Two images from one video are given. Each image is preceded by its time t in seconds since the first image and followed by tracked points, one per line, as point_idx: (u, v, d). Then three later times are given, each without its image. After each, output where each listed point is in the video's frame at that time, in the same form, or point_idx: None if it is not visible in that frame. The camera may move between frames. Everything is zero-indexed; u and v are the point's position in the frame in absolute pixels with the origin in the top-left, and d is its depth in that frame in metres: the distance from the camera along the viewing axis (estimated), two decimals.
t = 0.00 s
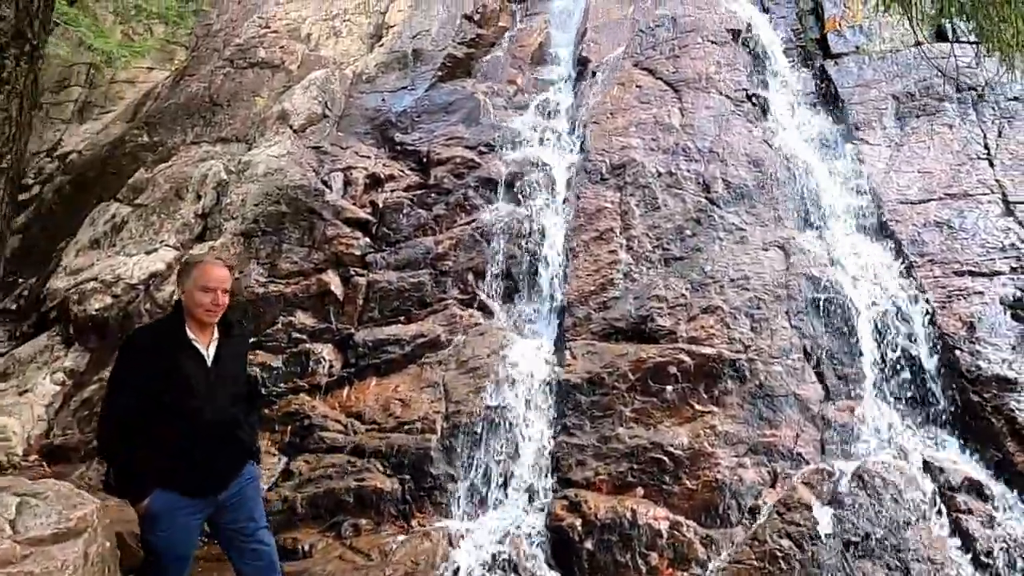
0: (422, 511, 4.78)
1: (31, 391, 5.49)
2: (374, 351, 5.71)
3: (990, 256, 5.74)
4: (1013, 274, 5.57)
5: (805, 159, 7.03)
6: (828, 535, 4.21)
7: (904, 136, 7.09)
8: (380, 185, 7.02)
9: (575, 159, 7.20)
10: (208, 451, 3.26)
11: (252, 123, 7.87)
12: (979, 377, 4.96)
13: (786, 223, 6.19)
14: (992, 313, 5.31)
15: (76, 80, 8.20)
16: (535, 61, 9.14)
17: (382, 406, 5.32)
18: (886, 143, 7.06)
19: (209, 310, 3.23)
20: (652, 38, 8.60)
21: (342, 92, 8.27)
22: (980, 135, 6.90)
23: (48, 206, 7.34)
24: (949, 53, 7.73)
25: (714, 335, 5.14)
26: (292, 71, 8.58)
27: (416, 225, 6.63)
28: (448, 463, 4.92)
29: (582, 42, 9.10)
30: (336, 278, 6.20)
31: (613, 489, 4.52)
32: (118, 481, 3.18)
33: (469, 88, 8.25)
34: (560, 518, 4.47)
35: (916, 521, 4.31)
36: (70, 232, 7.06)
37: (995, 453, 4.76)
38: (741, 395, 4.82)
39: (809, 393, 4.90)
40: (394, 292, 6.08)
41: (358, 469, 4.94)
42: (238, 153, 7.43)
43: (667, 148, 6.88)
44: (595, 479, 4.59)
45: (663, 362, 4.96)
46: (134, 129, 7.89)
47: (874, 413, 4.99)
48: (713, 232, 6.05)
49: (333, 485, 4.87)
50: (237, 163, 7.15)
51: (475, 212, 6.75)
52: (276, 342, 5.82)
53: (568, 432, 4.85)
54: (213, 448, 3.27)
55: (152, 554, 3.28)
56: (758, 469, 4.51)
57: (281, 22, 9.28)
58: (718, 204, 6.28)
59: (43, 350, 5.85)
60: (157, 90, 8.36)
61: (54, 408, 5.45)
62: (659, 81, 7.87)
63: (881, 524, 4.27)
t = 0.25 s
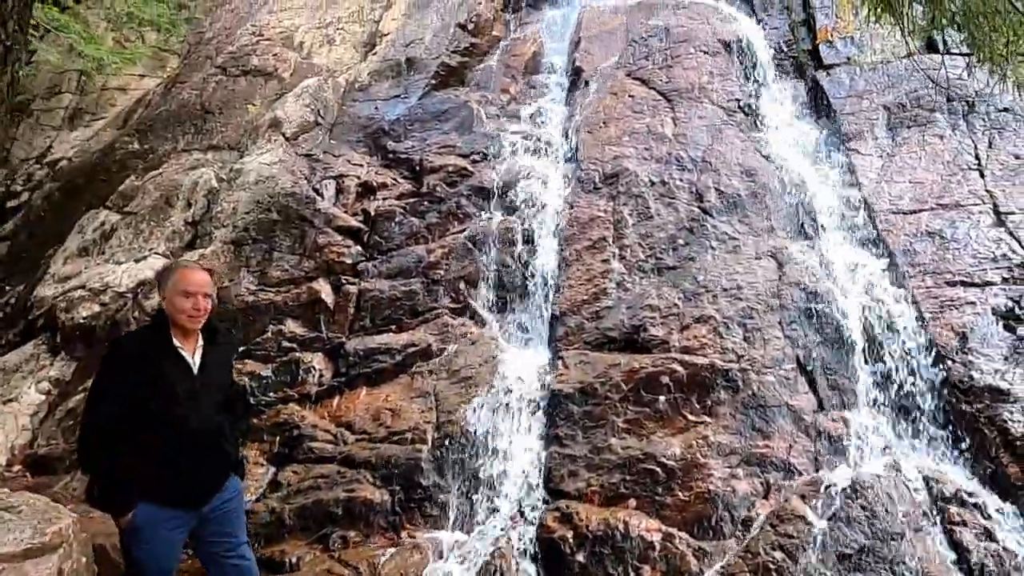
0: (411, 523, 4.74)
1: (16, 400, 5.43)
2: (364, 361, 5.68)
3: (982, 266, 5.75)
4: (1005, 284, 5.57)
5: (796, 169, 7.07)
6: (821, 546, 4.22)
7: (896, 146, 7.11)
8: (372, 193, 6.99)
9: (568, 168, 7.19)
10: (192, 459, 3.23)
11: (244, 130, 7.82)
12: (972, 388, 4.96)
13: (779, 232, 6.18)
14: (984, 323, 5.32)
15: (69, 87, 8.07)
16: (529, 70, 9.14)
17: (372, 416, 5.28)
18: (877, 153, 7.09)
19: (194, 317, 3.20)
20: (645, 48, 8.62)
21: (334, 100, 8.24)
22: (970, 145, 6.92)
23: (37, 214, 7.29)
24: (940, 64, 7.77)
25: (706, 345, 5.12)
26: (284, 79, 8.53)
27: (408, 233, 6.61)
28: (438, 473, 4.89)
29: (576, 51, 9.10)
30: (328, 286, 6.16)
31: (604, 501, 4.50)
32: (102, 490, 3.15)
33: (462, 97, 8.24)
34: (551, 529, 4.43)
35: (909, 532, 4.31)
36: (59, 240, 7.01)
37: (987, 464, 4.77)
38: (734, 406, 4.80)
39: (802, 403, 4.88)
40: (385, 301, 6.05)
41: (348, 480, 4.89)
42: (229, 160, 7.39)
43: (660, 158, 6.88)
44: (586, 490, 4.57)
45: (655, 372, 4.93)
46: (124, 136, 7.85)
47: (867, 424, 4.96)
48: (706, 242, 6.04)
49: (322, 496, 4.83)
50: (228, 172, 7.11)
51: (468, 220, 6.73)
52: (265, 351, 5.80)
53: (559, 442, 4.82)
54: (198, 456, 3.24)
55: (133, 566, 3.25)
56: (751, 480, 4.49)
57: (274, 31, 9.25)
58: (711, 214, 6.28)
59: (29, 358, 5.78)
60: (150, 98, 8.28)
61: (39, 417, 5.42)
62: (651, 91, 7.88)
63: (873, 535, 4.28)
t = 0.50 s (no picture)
0: (401, 535, 4.71)
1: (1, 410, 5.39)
2: (354, 371, 5.65)
3: (972, 277, 5.77)
4: (995, 296, 5.59)
5: (788, 180, 7.10)
6: (812, 559, 4.19)
7: (887, 158, 7.14)
8: (364, 203, 6.97)
9: (559, 178, 7.18)
10: (177, 466, 3.17)
11: (236, 138, 7.79)
12: (963, 399, 4.96)
13: (770, 243, 6.20)
14: (974, 334, 5.34)
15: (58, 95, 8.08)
16: (522, 80, 9.15)
17: (361, 426, 5.25)
18: (868, 164, 7.11)
19: (172, 322, 3.18)
20: (637, 59, 8.64)
21: (327, 108, 8.22)
22: (960, 158, 6.96)
23: (25, 219, 7.40)
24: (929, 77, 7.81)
25: (698, 355, 5.11)
26: (277, 88, 8.52)
27: (400, 242, 6.59)
28: (427, 485, 4.86)
29: (568, 61, 9.12)
30: (319, 296, 6.15)
31: (595, 513, 4.48)
32: (83, 500, 3.03)
33: (455, 106, 8.24)
34: (542, 541, 4.40)
35: (901, 543, 4.28)
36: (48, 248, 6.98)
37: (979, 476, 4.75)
38: (725, 417, 4.79)
39: (793, 414, 4.88)
40: (376, 311, 6.03)
41: (337, 491, 4.86)
42: (221, 168, 7.36)
43: (652, 168, 6.89)
44: (577, 502, 4.54)
45: (647, 383, 4.92)
46: (115, 143, 7.83)
47: (857, 435, 4.96)
48: (697, 252, 6.05)
49: (310, 507, 4.79)
50: (219, 179, 7.05)
51: (460, 230, 6.72)
52: (255, 360, 5.79)
53: (550, 453, 4.80)
54: (183, 464, 3.19)
55: None
56: (743, 491, 4.48)
57: (268, 39, 9.21)
58: (703, 224, 6.28)
59: (15, 367, 5.74)
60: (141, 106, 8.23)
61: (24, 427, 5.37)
62: (644, 102, 7.90)
63: (864, 547, 4.24)
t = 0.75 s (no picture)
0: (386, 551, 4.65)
1: None
2: (340, 384, 5.63)
3: (957, 291, 5.80)
4: (980, 310, 5.62)
5: (774, 196, 7.15)
6: None
7: (871, 173, 7.19)
8: (351, 215, 6.95)
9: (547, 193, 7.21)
10: (149, 483, 3.02)
11: (223, 150, 7.76)
12: (949, 413, 4.99)
13: (757, 257, 6.22)
14: (960, 348, 5.37)
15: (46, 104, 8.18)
16: (512, 94, 9.17)
17: (347, 440, 5.21)
18: (853, 180, 7.17)
19: (137, 332, 3.02)
20: (626, 75, 8.69)
21: (316, 120, 8.20)
22: (943, 174, 7.02)
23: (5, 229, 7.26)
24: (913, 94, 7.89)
25: (685, 369, 5.11)
26: (266, 99, 8.52)
27: (388, 255, 6.58)
28: (413, 500, 4.83)
29: (558, 76, 9.17)
30: (305, 308, 6.09)
31: (583, 528, 4.45)
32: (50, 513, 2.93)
33: (444, 119, 8.25)
34: (528, 557, 4.36)
35: (889, 560, 4.30)
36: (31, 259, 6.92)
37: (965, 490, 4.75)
38: (712, 431, 4.79)
39: (781, 428, 4.87)
40: (362, 323, 6.00)
41: (321, 506, 4.81)
42: (208, 180, 7.33)
43: (640, 183, 6.91)
44: (564, 516, 4.51)
45: (634, 397, 4.91)
46: (101, 154, 7.80)
47: (841, 449, 5.00)
48: (685, 266, 6.06)
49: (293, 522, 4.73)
50: (207, 190, 7.01)
51: (448, 242, 6.71)
52: (239, 374, 5.71)
53: (537, 467, 4.78)
54: (155, 480, 3.03)
55: None
56: (730, 506, 4.47)
57: (257, 51, 9.18)
58: (690, 239, 6.31)
59: None
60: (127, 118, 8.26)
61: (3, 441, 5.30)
62: (631, 116, 7.93)
63: (851, 563, 4.27)
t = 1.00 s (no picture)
0: (373, 568, 4.56)
1: None
2: (328, 398, 5.58)
3: (946, 306, 5.81)
4: (969, 326, 5.62)
5: (764, 210, 7.17)
6: None
7: (860, 189, 7.21)
8: (341, 227, 6.92)
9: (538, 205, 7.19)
10: (131, 492, 2.96)
11: (212, 161, 7.71)
12: (939, 429, 4.97)
13: (748, 271, 6.21)
14: (950, 363, 5.37)
15: (31, 114, 8.11)
16: (503, 106, 9.16)
17: (334, 455, 5.16)
18: (842, 195, 7.19)
19: (107, 343, 2.98)
20: (617, 89, 8.70)
21: (306, 132, 8.17)
22: (931, 190, 7.04)
23: None
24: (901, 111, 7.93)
25: (675, 383, 5.08)
26: (256, 110, 8.47)
27: (378, 267, 6.55)
28: (400, 515, 4.74)
29: (548, 89, 9.18)
30: (293, 320, 6.04)
31: (573, 544, 4.40)
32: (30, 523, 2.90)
33: (435, 131, 8.23)
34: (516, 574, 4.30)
35: None
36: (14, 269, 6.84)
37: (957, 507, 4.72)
38: (703, 446, 4.76)
39: (773, 443, 4.84)
40: (350, 336, 5.95)
41: (307, 521, 4.74)
42: (196, 190, 7.27)
43: (631, 196, 6.90)
44: (554, 533, 4.46)
45: (625, 412, 4.88)
46: (87, 164, 7.75)
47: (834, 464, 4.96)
48: (675, 280, 6.05)
49: (278, 538, 4.65)
50: (195, 201, 6.95)
51: (438, 255, 6.67)
52: (225, 387, 5.65)
53: (527, 483, 4.74)
54: (138, 489, 2.97)
55: None
56: (722, 522, 4.43)
57: (247, 62, 9.14)
58: (681, 252, 6.29)
59: None
60: (115, 128, 8.18)
61: None
62: (622, 130, 7.94)
63: None
